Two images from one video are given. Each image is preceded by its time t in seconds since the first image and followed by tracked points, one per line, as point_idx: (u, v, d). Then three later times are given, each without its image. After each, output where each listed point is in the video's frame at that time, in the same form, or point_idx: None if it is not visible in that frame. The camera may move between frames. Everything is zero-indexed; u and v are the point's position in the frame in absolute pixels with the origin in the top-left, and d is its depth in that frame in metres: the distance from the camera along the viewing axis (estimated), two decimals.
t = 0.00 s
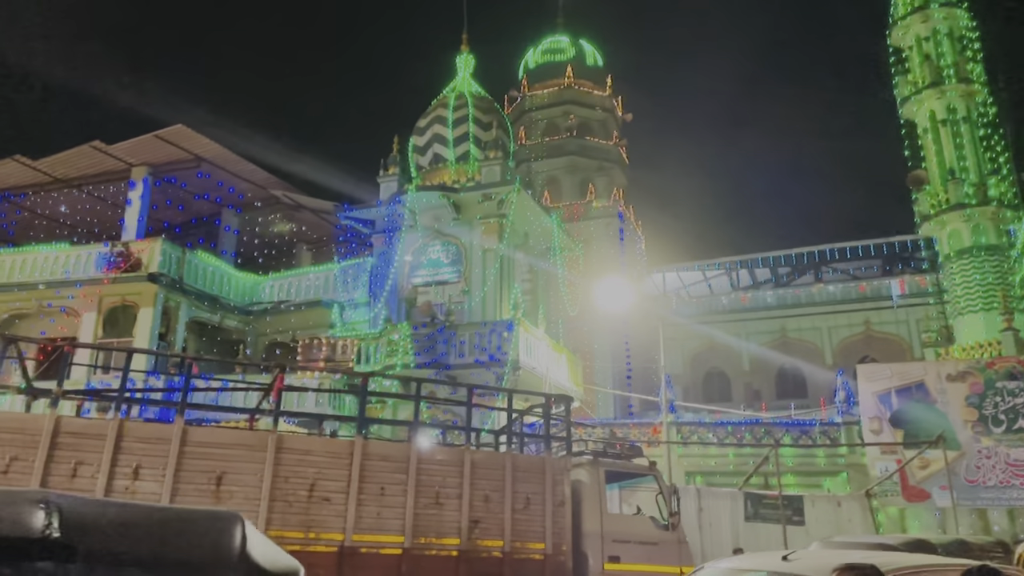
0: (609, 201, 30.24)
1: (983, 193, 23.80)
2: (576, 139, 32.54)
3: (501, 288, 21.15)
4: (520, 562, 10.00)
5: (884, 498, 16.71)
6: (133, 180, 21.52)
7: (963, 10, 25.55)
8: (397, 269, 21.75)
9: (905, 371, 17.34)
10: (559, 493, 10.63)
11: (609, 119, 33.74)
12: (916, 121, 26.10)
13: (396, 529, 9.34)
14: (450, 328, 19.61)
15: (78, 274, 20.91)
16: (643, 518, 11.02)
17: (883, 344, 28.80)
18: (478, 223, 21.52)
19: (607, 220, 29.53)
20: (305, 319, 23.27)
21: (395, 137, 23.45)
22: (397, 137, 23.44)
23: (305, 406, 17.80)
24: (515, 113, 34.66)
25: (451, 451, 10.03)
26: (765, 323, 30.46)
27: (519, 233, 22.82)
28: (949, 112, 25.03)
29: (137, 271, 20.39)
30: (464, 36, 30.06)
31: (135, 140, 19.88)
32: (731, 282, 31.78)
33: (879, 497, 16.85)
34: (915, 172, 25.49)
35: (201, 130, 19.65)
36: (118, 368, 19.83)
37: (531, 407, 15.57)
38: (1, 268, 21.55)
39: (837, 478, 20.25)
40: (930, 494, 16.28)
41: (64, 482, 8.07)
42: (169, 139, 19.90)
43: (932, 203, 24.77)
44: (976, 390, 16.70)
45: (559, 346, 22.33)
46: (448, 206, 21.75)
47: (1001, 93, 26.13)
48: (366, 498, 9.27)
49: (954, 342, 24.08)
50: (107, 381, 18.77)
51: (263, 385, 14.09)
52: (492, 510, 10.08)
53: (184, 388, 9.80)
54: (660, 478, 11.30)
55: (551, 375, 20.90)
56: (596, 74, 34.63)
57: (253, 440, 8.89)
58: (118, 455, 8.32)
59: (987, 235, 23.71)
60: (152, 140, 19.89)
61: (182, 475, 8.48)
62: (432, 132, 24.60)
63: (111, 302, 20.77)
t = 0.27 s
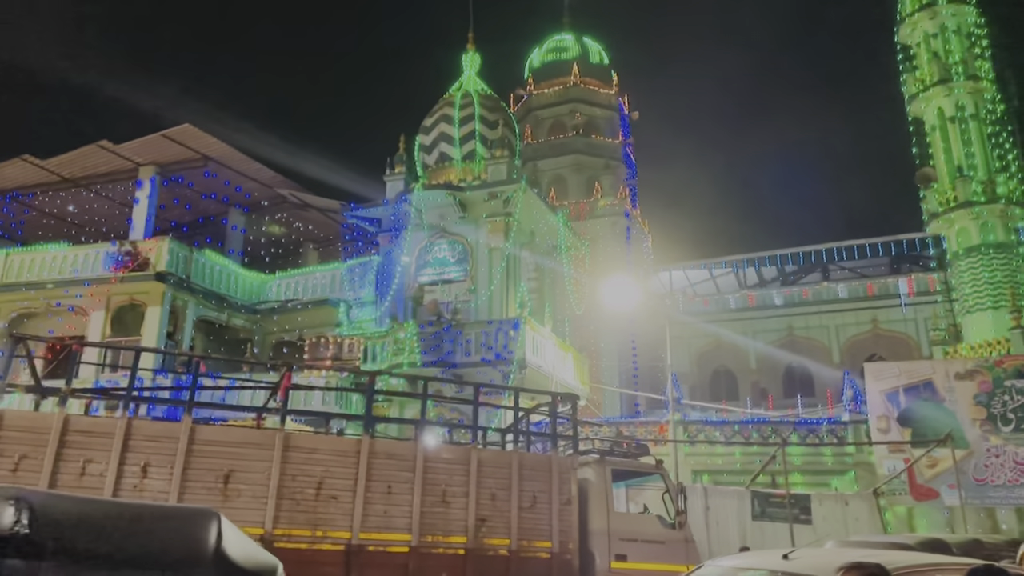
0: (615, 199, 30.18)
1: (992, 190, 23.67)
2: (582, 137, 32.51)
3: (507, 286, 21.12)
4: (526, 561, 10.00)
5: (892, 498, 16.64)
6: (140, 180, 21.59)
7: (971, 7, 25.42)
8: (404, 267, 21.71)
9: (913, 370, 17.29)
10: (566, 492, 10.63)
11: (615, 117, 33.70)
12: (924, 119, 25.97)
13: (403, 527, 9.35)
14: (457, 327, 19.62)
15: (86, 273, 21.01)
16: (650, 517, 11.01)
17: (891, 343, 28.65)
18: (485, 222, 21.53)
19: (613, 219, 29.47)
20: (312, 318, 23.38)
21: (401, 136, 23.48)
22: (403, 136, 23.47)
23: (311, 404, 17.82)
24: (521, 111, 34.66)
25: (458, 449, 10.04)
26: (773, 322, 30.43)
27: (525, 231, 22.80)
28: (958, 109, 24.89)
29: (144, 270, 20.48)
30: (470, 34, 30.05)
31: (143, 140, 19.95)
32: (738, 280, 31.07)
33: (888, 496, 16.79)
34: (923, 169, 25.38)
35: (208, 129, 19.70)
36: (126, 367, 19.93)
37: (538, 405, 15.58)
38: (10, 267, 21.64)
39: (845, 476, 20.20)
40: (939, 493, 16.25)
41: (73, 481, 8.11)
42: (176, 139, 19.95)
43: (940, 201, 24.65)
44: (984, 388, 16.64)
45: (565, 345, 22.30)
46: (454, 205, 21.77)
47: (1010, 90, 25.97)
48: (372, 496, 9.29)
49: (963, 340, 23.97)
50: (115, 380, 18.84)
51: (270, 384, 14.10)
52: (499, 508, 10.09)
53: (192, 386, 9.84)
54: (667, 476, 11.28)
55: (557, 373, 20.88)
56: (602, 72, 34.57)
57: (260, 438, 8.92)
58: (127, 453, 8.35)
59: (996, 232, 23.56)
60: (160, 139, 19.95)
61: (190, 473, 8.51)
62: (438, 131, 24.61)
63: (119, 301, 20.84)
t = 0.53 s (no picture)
0: (621, 198, 30.15)
1: (1000, 188, 23.56)
2: (588, 135, 32.49)
3: (513, 285, 21.15)
4: (533, 559, 10.00)
5: (899, 497, 16.56)
6: (148, 179, 21.67)
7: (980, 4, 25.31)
8: (410, 266, 21.74)
9: (921, 368, 17.25)
10: (572, 490, 10.64)
11: (621, 116, 33.67)
12: (932, 117, 25.87)
13: (410, 525, 9.37)
14: (463, 325, 19.65)
15: (93, 272, 21.09)
16: (656, 516, 11.01)
17: (899, 341, 28.51)
18: (491, 221, 21.52)
19: (619, 217, 29.43)
20: (319, 316, 23.45)
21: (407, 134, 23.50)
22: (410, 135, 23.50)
23: (318, 402, 17.86)
24: (527, 110, 34.65)
25: (464, 448, 10.05)
26: (780, 321, 30.36)
27: (531, 230, 22.79)
28: (965, 107, 24.78)
29: (152, 269, 20.56)
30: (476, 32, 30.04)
31: (150, 139, 20.01)
32: (744, 278, 30.62)
33: (895, 495, 16.77)
34: (930, 167, 25.28)
35: (214, 128, 19.75)
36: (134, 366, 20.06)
37: (544, 404, 15.58)
38: (18, 266, 21.70)
39: (852, 476, 20.16)
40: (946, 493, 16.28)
41: (81, 479, 8.14)
42: (183, 138, 20.01)
43: (948, 199, 24.54)
44: (991, 387, 16.52)
45: (572, 344, 22.29)
46: (460, 204, 21.79)
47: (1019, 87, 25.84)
48: (379, 495, 9.31)
49: (971, 339, 23.88)
50: (123, 378, 18.93)
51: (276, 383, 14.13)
52: (505, 506, 10.09)
53: (199, 385, 9.87)
54: (673, 475, 11.28)
55: (563, 372, 20.89)
56: (608, 70, 34.51)
57: (267, 437, 8.95)
58: (135, 452, 8.38)
59: (1005, 230, 23.44)
60: (167, 139, 20.01)
61: (197, 472, 8.53)
62: (444, 130, 24.62)
63: (127, 300, 20.91)
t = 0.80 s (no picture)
0: (627, 196, 30.11)
1: (1008, 186, 23.44)
2: (594, 134, 32.46)
3: (519, 284, 21.13)
4: (539, 558, 10.00)
5: (907, 496, 16.51)
6: (155, 179, 21.73)
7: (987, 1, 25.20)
8: (416, 265, 21.76)
9: (929, 367, 17.17)
10: (578, 489, 10.63)
11: (627, 114, 33.62)
12: (939, 114, 25.75)
13: (417, 524, 9.38)
14: (469, 324, 19.65)
15: (101, 271, 21.18)
16: (663, 515, 11.01)
17: (906, 340, 28.38)
18: (497, 220, 21.52)
19: (625, 216, 29.38)
20: (325, 315, 23.50)
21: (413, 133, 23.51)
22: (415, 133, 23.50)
23: (324, 401, 17.90)
24: (533, 108, 34.64)
25: (470, 447, 10.06)
26: (787, 320, 30.27)
27: (537, 228, 22.76)
28: (973, 105, 24.66)
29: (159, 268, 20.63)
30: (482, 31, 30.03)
31: (157, 138, 20.07)
32: (750, 276, 30.23)
33: (903, 494, 16.68)
34: (938, 165, 25.17)
35: (221, 128, 19.79)
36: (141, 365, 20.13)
37: (551, 403, 15.58)
38: (26, 266, 21.78)
39: (859, 475, 20.07)
40: (954, 492, 16.15)
41: (89, 477, 8.17)
42: (190, 137, 20.05)
43: (955, 196, 24.43)
44: (1000, 385, 16.49)
45: (577, 342, 22.27)
46: (465, 203, 21.79)
47: None
48: (386, 493, 9.32)
49: (979, 337, 23.76)
50: (130, 377, 18.99)
51: (283, 382, 14.16)
52: (512, 505, 10.10)
53: (207, 384, 9.89)
54: (680, 474, 11.27)
55: (569, 371, 20.89)
56: (614, 69, 34.48)
57: (274, 436, 8.97)
58: (143, 451, 8.41)
59: (1013, 228, 23.30)
60: (174, 138, 20.06)
61: (205, 470, 8.55)
62: (450, 128, 24.62)
63: (134, 299, 20.94)
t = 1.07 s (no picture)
0: (633, 195, 30.07)
1: (1016, 184, 23.31)
2: (600, 133, 32.45)
3: (525, 283, 21.12)
4: (546, 556, 10.00)
5: (914, 495, 16.51)
6: (161, 178, 21.80)
7: None
8: (422, 264, 21.80)
9: (936, 366, 17.13)
10: (584, 488, 10.62)
11: (633, 113, 33.57)
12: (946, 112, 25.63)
13: (423, 522, 9.39)
14: (474, 323, 19.65)
15: (109, 271, 21.27)
16: (669, 513, 10.98)
17: (913, 339, 28.33)
18: (503, 219, 21.52)
19: (630, 214, 29.35)
20: (331, 314, 23.54)
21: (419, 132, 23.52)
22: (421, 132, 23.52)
23: (330, 400, 17.95)
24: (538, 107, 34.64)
25: (476, 446, 10.06)
26: (794, 318, 30.19)
27: (542, 227, 22.73)
28: (980, 102, 24.53)
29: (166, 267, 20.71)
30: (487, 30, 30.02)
31: (163, 138, 20.12)
32: (756, 275, 30.17)
33: (910, 493, 16.68)
34: (945, 163, 25.05)
35: (227, 127, 19.83)
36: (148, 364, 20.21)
37: (557, 402, 15.57)
38: (34, 265, 21.88)
39: (866, 473, 19.97)
40: (962, 491, 16.16)
41: (97, 476, 8.20)
42: (196, 137, 20.10)
43: (963, 194, 24.33)
44: (1008, 384, 16.38)
45: (583, 341, 22.25)
46: (471, 201, 21.79)
47: None
48: (392, 492, 9.33)
49: (987, 336, 23.63)
50: (138, 376, 19.07)
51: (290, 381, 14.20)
52: (518, 504, 10.10)
53: (214, 382, 9.92)
54: (686, 473, 11.24)
55: (575, 369, 20.89)
56: (620, 67, 34.44)
57: (281, 434, 8.99)
58: (150, 449, 8.44)
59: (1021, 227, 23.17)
60: (180, 138, 20.11)
61: (212, 469, 8.58)
62: (455, 127, 24.64)
63: (141, 298, 21.00)
